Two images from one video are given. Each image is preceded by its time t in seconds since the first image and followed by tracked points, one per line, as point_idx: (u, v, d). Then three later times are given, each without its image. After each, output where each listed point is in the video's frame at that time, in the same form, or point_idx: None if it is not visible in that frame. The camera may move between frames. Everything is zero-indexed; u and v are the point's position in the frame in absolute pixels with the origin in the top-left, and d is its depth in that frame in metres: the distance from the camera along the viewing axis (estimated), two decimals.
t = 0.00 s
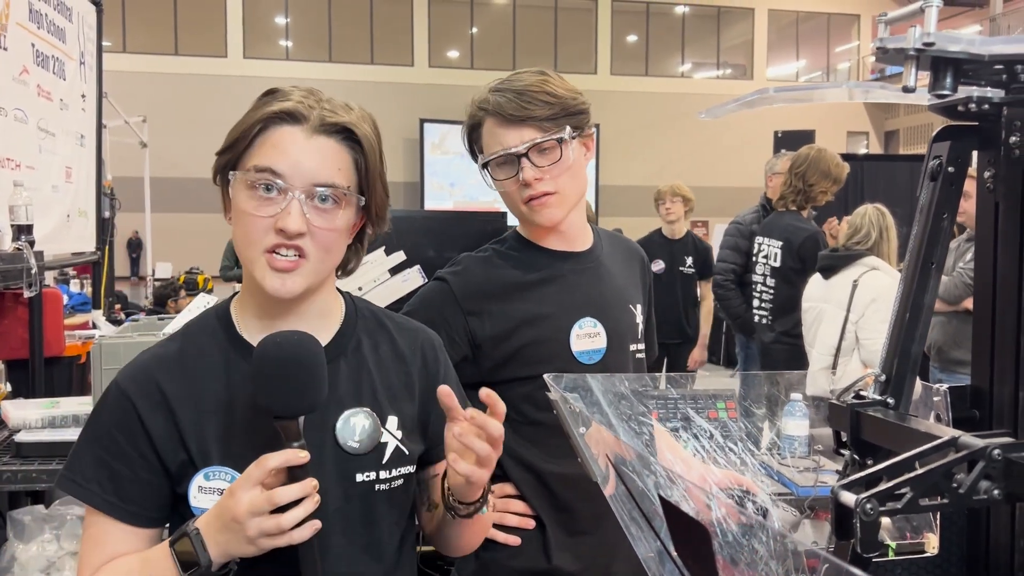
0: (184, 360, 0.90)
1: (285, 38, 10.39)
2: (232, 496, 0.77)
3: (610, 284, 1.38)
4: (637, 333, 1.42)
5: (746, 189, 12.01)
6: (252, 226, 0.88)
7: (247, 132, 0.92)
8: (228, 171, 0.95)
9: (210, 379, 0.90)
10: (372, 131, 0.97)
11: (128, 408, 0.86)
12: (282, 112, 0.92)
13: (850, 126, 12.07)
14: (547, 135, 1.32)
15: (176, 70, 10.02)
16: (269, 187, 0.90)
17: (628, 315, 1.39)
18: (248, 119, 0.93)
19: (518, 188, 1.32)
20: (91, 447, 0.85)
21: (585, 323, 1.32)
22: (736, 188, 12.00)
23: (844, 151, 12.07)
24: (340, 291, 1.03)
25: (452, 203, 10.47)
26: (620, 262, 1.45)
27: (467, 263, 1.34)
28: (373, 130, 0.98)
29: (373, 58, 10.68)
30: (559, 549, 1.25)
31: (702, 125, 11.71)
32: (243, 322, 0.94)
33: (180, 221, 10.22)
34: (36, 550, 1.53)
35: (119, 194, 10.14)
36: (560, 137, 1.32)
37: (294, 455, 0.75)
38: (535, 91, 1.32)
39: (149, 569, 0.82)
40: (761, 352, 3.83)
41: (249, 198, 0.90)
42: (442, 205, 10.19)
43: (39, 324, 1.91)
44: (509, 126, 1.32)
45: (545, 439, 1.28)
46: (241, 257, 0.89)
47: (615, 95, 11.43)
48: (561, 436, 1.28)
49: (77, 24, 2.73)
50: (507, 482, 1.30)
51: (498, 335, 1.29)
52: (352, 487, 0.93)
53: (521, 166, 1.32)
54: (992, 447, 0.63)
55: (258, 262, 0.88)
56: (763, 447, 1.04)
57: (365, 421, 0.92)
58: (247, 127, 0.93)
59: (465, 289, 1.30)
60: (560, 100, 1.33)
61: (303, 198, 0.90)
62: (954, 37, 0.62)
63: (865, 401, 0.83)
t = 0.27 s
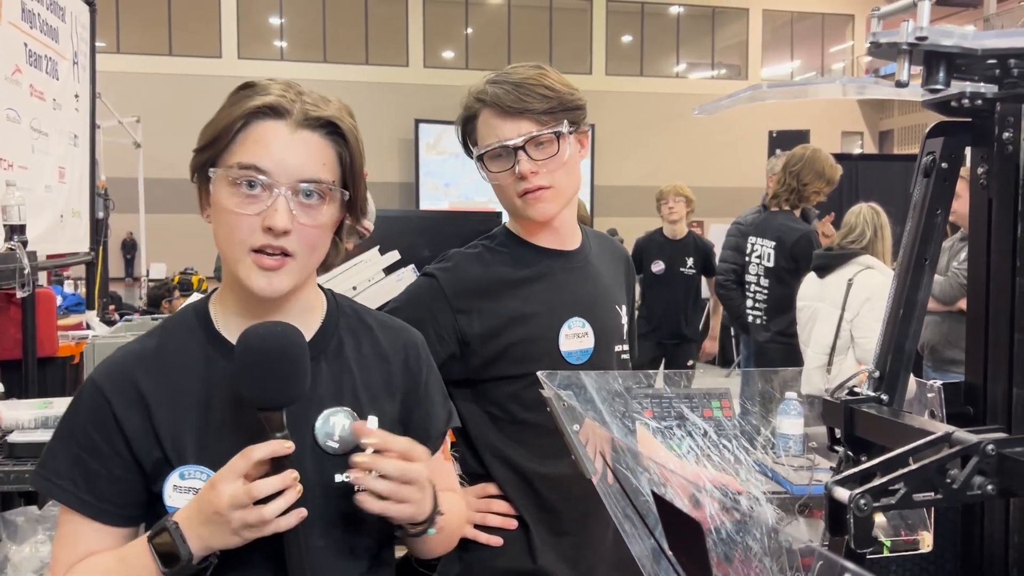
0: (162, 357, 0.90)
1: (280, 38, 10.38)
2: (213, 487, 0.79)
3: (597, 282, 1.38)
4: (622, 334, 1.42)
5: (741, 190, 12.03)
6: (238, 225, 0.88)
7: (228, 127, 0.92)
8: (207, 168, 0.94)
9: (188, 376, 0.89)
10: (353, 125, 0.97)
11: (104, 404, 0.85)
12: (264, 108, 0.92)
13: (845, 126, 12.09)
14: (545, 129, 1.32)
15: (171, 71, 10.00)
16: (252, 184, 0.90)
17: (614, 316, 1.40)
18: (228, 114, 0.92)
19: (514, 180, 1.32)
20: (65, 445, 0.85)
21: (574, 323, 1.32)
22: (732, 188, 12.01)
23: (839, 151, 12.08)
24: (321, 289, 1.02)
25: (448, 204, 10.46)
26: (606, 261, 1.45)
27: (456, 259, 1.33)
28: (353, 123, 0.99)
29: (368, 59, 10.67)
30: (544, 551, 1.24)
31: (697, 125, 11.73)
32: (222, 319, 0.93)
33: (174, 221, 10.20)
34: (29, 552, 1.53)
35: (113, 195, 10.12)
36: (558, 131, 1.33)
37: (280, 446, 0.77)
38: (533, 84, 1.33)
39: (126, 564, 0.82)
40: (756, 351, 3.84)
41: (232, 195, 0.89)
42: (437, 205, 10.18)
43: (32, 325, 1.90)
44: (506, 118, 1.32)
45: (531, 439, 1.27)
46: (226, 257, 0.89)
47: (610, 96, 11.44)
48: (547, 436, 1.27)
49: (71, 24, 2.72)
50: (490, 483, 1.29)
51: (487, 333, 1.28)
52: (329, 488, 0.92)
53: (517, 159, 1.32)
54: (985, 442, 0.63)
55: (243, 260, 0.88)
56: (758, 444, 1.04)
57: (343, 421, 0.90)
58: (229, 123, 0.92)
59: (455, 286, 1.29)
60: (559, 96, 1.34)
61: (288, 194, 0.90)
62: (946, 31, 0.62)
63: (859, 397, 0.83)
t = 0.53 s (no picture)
0: (113, 353, 0.88)
1: (274, 38, 10.36)
2: (175, 501, 0.78)
3: (585, 283, 1.39)
4: (608, 337, 1.42)
5: (735, 189, 12.04)
6: (203, 222, 0.86)
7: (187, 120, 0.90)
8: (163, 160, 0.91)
9: (139, 373, 0.87)
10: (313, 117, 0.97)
11: (50, 401, 0.83)
12: (226, 101, 0.90)
13: (840, 125, 12.11)
14: (536, 124, 1.32)
15: (165, 71, 9.98)
16: (214, 179, 0.88)
17: (601, 319, 1.40)
18: (186, 107, 0.90)
19: (504, 175, 1.32)
20: (6, 442, 0.82)
21: (562, 325, 1.33)
22: (726, 187, 12.03)
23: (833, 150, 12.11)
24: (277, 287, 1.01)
25: (442, 204, 10.45)
26: (594, 262, 1.45)
27: (445, 255, 1.32)
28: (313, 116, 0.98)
29: (363, 58, 10.66)
30: (527, 550, 1.25)
31: (691, 124, 11.74)
32: (176, 317, 0.91)
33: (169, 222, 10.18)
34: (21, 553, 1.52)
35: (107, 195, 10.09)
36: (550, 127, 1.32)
37: (249, 463, 0.76)
38: (525, 80, 1.32)
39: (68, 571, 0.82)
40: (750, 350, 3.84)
41: (194, 191, 0.88)
42: (432, 205, 10.18)
43: (25, 325, 1.90)
44: (499, 113, 1.31)
45: (518, 438, 1.28)
46: (189, 254, 0.87)
47: (604, 95, 11.45)
48: (534, 437, 1.27)
49: (64, 23, 2.71)
50: (470, 482, 1.30)
51: (476, 333, 1.28)
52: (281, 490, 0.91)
53: (508, 154, 1.32)
54: (980, 438, 0.63)
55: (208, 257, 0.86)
56: (753, 441, 1.04)
57: (300, 422, 0.83)
58: (189, 116, 0.90)
59: (445, 284, 1.28)
60: (552, 92, 1.34)
61: (252, 189, 0.89)
62: (941, 27, 0.62)
63: (854, 393, 0.83)
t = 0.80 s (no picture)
0: (42, 354, 0.86)
1: (266, 38, 10.33)
2: (107, 510, 0.77)
3: (585, 284, 1.39)
4: (607, 335, 1.43)
5: (727, 188, 12.08)
6: (146, 221, 0.86)
7: (137, 118, 0.90)
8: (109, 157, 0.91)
9: (70, 374, 0.86)
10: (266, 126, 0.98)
11: None
12: (179, 102, 0.91)
13: (831, 125, 12.16)
14: (534, 127, 1.33)
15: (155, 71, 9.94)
16: (160, 179, 0.88)
17: (600, 317, 1.40)
18: (138, 106, 0.90)
19: (503, 177, 1.32)
20: None
21: (559, 323, 1.33)
22: (718, 186, 12.06)
23: (824, 149, 12.15)
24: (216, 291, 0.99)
25: (434, 204, 10.45)
26: (593, 260, 1.46)
27: (444, 256, 1.32)
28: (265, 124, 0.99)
29: (354, 58, 10.65)
30: (527, 544, 1.26)
31: (683, 124, 11.76)
32: (112, 317, 0.89)
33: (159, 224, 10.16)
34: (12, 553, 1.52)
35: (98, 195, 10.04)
36: (547, 129, 1.34)
37: (187, 470, 0.76)
38: (522, 83, 1.34)
39: None
40: (740, 348, 3.86)
41: (138, 190, 0.88)
42: (424, 205, 10.18)
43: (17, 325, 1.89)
44: (498, 116, 1.32)
45: (514, 434, 1.28)
46: (128, 252, 0.86)
47: (596, 95, 11.46)
48: (529, 433, 1.28)
49: (54, 22, 2.70)
50: (469, 476, 1.31)
51: (472, 331, 1.29)
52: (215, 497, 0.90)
53: (507, 156, 1.32)
54: (966, 429, 0.64)
55: (147, 258, 0.86)
56: (744, 436, 1.05)
57: (234, 429, 0.90)
58: (140, 113, 0.90)
59: (442, 283, 1.28)
60: (548, 96, 1.35)
61: (198, 193, 0.89)
62: (926, 25, 0.63)
63: (843, 385, 0.84)
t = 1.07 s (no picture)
0: None
1: (258, 36, 10.30)
2: (54, 509, 0.76)
3: (578, 289, 1.39)
4: (599, 339, 1.43)
5: (719, 186, 12.10)
6: (95, 212, 0.89)
7: (84, 113, 0.93)
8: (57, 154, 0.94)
9: (21, 379, 0.89)
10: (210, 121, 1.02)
11: None
12: (125, 94, 0.94)
13: (824, 123, 12.19)
14: (543, 125, 1.34)
15: (147, 69, 9.90)
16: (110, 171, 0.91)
17: (592, 321, 1.41)
18: (84, 100, 0.93)
19: (511, 172, 1.33)
20: None
21: (548, 327, 1.33)
22: (710, 184, 12.08)
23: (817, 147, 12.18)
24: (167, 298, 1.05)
25: (427, 202, 10.44)
26: (587, 261, 1.46)
27: (436, 258, 1.33)
28: (209, 120, 1.03)
29: (347, 56, 10.62)
30: (516, 539, 1.27)
31: (676, 122, 11.77)
32: (63, 320, 0.93)
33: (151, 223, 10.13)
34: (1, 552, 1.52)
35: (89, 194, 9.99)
36: (555, 127, 1.35)
37: (131, 464, 0.77)
38: (529, 83, 1.35)
39: None
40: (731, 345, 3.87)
41: (88, 182, 0.90)
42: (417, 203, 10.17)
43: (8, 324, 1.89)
44: (507, 113, 1.33)
45: (503, 431, 1.29)
46: (78, 245, 0.89)
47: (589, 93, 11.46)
48: (519, 430, 1.28)
49: (45, 21, 2.69)
50: (460, 470, 1.31)
51: (462, 330, 1.29)
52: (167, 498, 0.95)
53: (515, 152, 1.33)
54: (948, 422, 0.65)
55: (98, 247, 0.88)
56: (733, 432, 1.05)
57: (186, 433, 0.95)
58: (86, 108, 0.93)
59: (435, 285, 1.29)
60: (555, 95, 1.36)
61: (148, 183, 0.92)
62: (908, 22, 0.63)
63: (828, 381, 0.84)
